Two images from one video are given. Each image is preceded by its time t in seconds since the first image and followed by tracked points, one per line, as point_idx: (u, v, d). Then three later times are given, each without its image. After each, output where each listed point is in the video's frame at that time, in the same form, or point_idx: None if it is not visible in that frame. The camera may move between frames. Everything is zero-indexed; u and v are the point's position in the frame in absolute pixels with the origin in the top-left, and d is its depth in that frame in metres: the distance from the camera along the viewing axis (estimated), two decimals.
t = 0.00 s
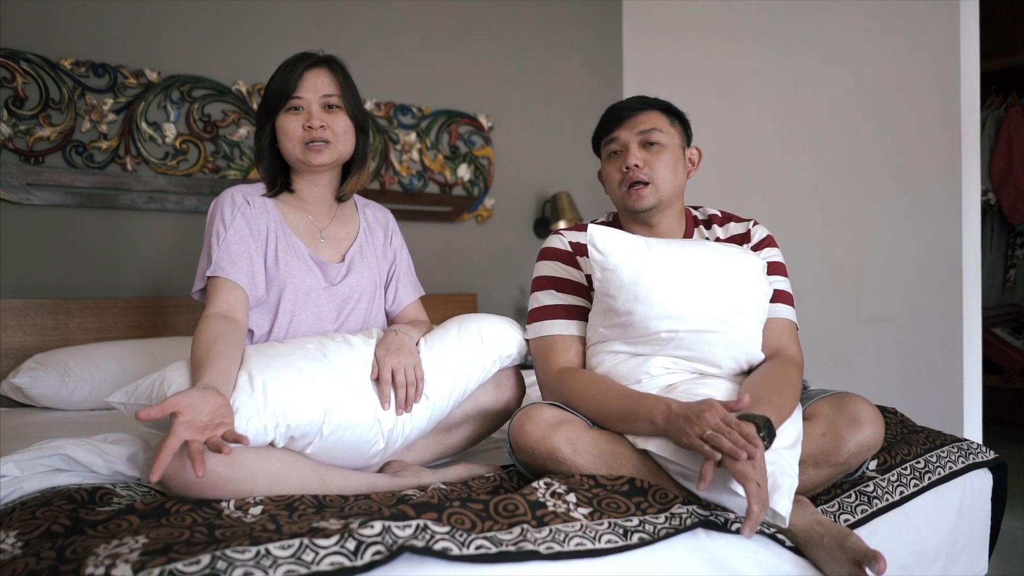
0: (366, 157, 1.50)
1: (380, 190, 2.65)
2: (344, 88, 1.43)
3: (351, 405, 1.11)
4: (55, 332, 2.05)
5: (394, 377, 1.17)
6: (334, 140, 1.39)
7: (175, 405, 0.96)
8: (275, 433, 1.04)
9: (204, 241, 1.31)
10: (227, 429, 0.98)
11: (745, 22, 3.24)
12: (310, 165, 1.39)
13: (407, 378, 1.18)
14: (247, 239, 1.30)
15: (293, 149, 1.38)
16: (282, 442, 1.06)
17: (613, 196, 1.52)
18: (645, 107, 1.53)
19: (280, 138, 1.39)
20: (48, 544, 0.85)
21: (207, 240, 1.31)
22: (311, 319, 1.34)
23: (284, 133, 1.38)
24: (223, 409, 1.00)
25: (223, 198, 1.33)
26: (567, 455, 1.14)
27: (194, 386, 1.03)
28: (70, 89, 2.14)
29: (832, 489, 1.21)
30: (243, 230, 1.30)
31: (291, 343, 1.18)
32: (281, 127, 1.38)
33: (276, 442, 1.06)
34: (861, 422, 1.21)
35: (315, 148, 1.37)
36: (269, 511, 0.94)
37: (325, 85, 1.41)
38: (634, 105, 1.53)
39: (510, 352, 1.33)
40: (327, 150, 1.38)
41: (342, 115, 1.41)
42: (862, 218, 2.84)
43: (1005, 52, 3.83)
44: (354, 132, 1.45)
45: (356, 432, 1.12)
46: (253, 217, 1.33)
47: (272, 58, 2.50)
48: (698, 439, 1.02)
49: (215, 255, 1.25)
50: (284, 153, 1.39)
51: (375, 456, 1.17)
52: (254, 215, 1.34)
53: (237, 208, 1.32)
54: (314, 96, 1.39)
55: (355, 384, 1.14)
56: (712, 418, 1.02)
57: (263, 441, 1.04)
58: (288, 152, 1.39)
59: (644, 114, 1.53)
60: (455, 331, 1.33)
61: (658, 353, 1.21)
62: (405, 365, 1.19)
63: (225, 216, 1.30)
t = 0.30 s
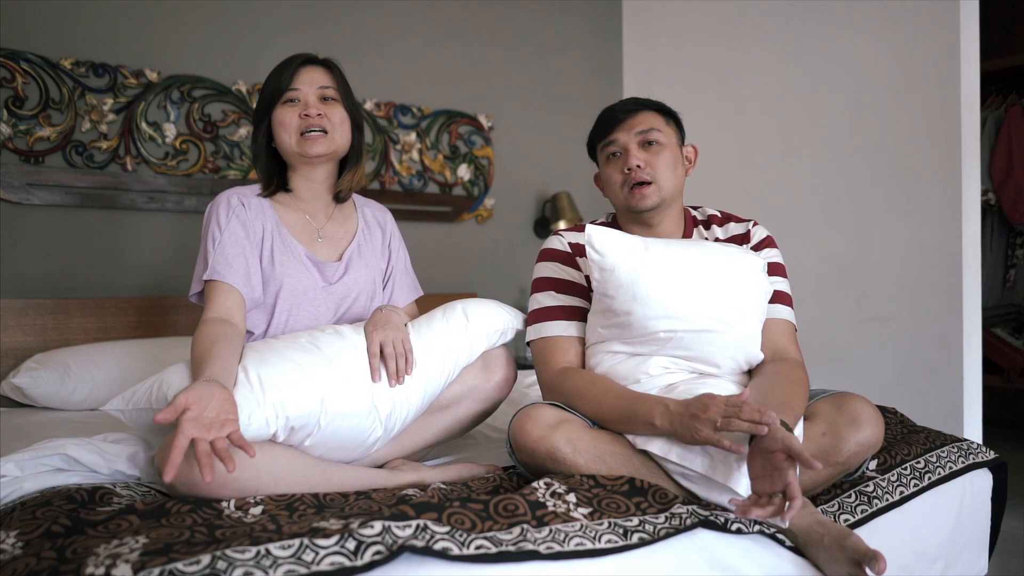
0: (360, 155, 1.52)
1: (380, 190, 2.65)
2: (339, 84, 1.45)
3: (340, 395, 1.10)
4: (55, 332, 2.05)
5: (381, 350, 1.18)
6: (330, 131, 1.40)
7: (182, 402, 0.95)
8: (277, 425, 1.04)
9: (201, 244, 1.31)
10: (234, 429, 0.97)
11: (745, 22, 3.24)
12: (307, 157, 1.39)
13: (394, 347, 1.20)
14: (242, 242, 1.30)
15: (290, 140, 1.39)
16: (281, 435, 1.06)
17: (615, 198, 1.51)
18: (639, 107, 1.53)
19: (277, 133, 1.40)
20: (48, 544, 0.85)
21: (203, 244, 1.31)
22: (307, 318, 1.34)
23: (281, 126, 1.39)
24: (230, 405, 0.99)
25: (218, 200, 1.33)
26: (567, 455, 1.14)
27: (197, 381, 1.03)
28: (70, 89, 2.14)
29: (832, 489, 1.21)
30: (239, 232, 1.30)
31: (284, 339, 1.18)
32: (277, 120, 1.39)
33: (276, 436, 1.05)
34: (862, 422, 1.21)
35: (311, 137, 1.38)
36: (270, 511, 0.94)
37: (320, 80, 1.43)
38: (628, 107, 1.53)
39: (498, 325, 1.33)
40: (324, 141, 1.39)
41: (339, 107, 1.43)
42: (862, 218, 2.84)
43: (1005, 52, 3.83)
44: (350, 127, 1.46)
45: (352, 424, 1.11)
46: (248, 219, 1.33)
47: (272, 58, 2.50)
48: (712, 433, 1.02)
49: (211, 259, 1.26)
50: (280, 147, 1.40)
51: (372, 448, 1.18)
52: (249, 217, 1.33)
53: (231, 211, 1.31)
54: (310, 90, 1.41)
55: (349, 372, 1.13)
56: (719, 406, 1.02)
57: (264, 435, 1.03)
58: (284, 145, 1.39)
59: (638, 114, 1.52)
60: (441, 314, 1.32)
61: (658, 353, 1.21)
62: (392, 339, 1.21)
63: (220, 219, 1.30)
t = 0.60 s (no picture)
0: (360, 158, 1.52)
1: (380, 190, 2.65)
2: (344, 88, 1.45)
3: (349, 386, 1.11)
4: (55, 332, 2.05)
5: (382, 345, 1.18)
6: (333, 136, 1.40)
7: (195, 393, 0.97)
8: (297, 412, 1.05)
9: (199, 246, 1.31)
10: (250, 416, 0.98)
11: (745, 22, 3.24)
12: (307, 161, 1.40)
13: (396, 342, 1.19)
14: (239, 243, 1.30)
15: (292, 144, 1.38)
16: (298, 422, 1.07)
17: (614, 199, 1.51)
18: (637, 108, 1.53)
19: (278, 134, 1.40)
20: (49, 544, 0.85)
21: (200, 246, 1.31)
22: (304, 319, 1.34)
23: (284, 128, 1.39)
24: (242, 396, 1.01)
25: (215, 202, 1.33)
26: (567, 455, 1.15)
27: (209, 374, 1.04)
28: (70, 89, 2.14)
29: (832, 489, 1.21)
30: (235, 233, 1.30)
31: (284, 334, 1.17)
32: (281, 122, 1.39)
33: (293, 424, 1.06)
34: (861, 422, 1.20)
35: (313, 142, 1.38)
36: (270, 511, 0.94)
37: (327, 83, 1.42)
38: (627, 108, 1.53)
39: (497, 321, 1.33)
40: (325, 147, 1.39)
41: (343, 113, 1.43)
42: (862, 218, 2.84)
43: (1005, 52, 3.83)
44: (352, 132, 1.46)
45: (360, 413, 1.12)
46: (244, 220, 1.33)
47: (272, 58, 2.50)
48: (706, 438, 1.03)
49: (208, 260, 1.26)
50: (281, 149, 1.40)
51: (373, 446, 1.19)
52: (246, 218, 1.34)
53: (228, 212, 1.32)
54: (316, 93, 1.41)
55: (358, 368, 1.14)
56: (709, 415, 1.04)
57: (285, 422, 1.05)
58: (285, 147, 1.39)
59: (636, 115, 1.52)
60: (439, 312, 1.32)
61: (658, 353, 1.21)
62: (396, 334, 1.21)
63: (217, 220, 1.30)
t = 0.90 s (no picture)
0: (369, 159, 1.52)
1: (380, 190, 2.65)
2: (354, 89, 1.46)
3: (358, 399, 1.10)
4: (55, 332, 2.05)
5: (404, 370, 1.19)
6: (344, 137, 1.40)
7: (208, 396, 0.98)
8: (297, 424, 1.05)
9: (205, 248, 1.32)
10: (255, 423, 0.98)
11: (745, 22, 3.24)
12: (318, 161, 1.40)
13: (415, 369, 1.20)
14: (246, 246, 1.30)
15: (304, 145, 1.39)
16: (298, 435, 1.06)
17: (618, 198, 1.51)
18: (642, 107, 1.53)
19: (288, 134, 1.40)
20: (48, 544, 0.85)
21: (207, 248, 1.31)
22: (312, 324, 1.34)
23: (295, 129, 1.38)
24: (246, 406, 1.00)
25: (224, 203, 1.33)
26: (567, 455, 1.14)
27: (209, 382, 1.04)
28: (70, 89, 2.14)
29: (832, 489, 1.21)
30: (243, 237, 1.30)
31: (288, 343, 1.17)
32: (291, 122, 1.39)
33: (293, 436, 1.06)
34: (861, 422, 1.20)
35: (325, 144, 1.39)
36: (269, 511, 0.94)
37: (337, 83, 1.43)
38: (631, 107, 1.53)
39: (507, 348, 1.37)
40: (337, 148, 1.40)
41: (354, 113, 1.43)
42: (862, 218, 2.84)
43: (1005, 52, 3.83)
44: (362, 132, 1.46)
45: (366, 426, 1.11)
46: (253, 222, 1.33)
47: (272, 58, 2.50)
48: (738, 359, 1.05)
49: (214, 264, 1.25)
50: (292, 149, 1.40)
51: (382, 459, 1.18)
52: (254, 220, 1.34)
53: (236, 214, 1.32)
54: (326, 93, 1.41)
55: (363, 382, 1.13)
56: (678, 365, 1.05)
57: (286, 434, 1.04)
58: (296, 148, 1.39)
59: (641, 114, 1.52)
60: (462, 335, 1.35)
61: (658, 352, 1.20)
62: (418, 361, 1.21)
63: (225, 222, 1.31)
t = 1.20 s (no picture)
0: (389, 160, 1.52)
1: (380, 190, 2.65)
2: (375, 89, 1.46)
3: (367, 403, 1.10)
4: (55, 332, 2.05)
5: (420, 388, 1.17)
6: (363, 136, 1.40)
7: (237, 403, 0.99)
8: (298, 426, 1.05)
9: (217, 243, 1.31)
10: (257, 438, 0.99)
11: (745, 22, 3.24)
12: (336, 159, 1.39)
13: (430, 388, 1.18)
14: (257, 247, 1.30)
15: (322, 143, 1.38)
16: (299, 437, 1.07)
17: (618, 195, 1.50)
18: (654, 107, 1.53)
19: (307, 132, 1.39)
20: (48, 544, 0.85)
21: (217, 246, 1.31)
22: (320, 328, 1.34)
23: (314, 126, 1.38)
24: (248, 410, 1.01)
25: (238, 200, 1.33)
26: (567, 456, 1.14)
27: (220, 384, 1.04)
28: (70, 89, 2.14)
29: (832, 489, 1.21)
30: (254, 238, 1.30)
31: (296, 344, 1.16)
32: (311, 120, 1.38)
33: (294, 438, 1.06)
34: (861, 421, 1.20)
35: (344, 142, 1.38)
36: (269, 511, 0.94)
37: (358, 82, 1.43)
38: (642, 105, 1.52)
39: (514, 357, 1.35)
40: (355, 146, 1.39)
41: (374, 114, 1.43)
42: (862, 218, 2.84)
43: (1005, 52, 3.83)
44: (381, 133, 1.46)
45: (372, 432, 1.11)
46: (265, 223, 1.33)
47: (272, 58, 2.50)
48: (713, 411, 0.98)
49: (224, 263, 1.25)
50: (310, 147, 1.39)
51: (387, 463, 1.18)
52: (267, 220, 1.34)
53: (249, 214, 1.32)
54: (347, 92, 1.41)
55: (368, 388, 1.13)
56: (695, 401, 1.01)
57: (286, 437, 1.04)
58: (315, 146, 1.39)
59: (651, 114, 1.52)
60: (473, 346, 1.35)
61: (659, 353, 1.20)
62: (435, 379, 1.20)
63: (238, 222, 1.31)
